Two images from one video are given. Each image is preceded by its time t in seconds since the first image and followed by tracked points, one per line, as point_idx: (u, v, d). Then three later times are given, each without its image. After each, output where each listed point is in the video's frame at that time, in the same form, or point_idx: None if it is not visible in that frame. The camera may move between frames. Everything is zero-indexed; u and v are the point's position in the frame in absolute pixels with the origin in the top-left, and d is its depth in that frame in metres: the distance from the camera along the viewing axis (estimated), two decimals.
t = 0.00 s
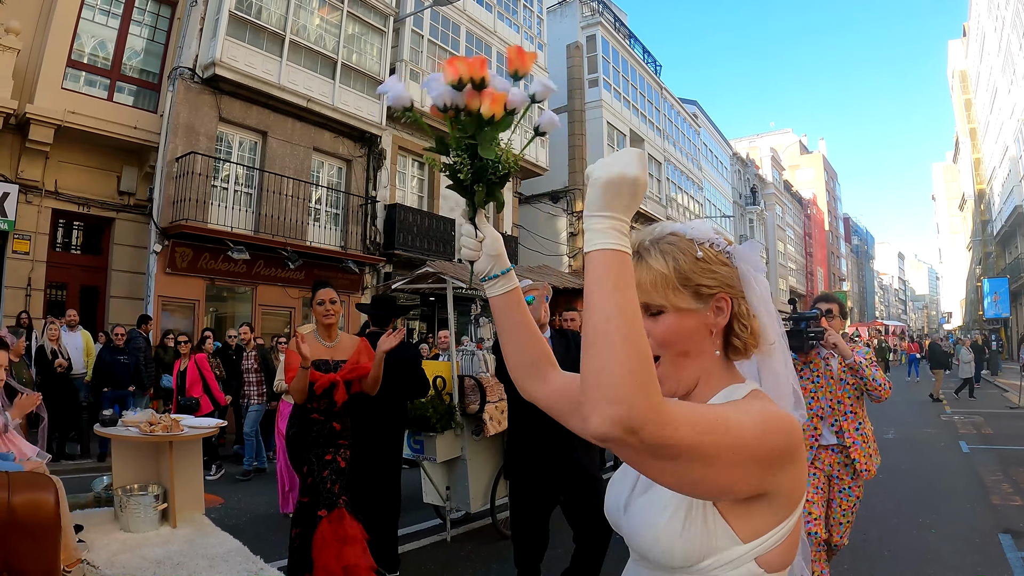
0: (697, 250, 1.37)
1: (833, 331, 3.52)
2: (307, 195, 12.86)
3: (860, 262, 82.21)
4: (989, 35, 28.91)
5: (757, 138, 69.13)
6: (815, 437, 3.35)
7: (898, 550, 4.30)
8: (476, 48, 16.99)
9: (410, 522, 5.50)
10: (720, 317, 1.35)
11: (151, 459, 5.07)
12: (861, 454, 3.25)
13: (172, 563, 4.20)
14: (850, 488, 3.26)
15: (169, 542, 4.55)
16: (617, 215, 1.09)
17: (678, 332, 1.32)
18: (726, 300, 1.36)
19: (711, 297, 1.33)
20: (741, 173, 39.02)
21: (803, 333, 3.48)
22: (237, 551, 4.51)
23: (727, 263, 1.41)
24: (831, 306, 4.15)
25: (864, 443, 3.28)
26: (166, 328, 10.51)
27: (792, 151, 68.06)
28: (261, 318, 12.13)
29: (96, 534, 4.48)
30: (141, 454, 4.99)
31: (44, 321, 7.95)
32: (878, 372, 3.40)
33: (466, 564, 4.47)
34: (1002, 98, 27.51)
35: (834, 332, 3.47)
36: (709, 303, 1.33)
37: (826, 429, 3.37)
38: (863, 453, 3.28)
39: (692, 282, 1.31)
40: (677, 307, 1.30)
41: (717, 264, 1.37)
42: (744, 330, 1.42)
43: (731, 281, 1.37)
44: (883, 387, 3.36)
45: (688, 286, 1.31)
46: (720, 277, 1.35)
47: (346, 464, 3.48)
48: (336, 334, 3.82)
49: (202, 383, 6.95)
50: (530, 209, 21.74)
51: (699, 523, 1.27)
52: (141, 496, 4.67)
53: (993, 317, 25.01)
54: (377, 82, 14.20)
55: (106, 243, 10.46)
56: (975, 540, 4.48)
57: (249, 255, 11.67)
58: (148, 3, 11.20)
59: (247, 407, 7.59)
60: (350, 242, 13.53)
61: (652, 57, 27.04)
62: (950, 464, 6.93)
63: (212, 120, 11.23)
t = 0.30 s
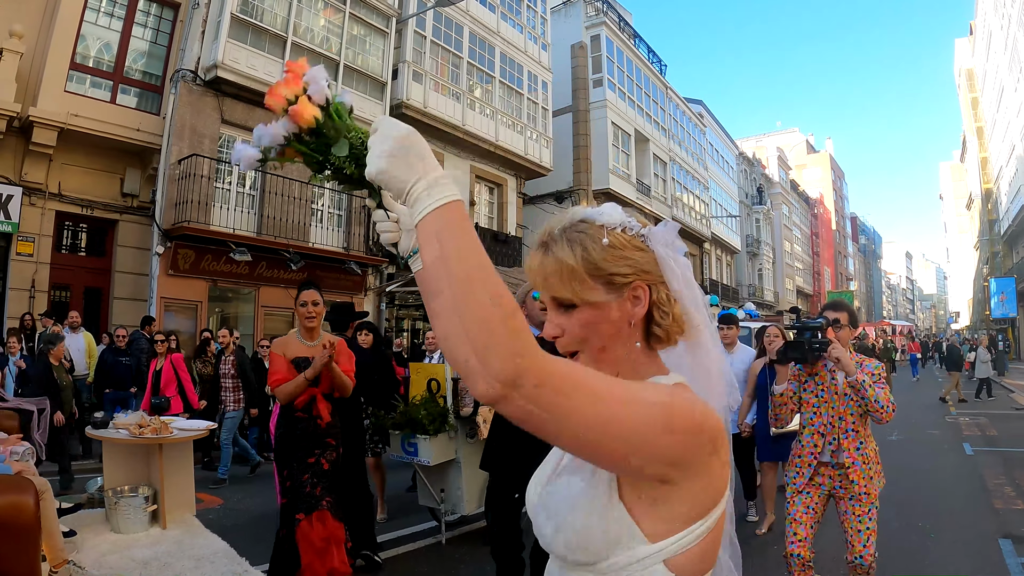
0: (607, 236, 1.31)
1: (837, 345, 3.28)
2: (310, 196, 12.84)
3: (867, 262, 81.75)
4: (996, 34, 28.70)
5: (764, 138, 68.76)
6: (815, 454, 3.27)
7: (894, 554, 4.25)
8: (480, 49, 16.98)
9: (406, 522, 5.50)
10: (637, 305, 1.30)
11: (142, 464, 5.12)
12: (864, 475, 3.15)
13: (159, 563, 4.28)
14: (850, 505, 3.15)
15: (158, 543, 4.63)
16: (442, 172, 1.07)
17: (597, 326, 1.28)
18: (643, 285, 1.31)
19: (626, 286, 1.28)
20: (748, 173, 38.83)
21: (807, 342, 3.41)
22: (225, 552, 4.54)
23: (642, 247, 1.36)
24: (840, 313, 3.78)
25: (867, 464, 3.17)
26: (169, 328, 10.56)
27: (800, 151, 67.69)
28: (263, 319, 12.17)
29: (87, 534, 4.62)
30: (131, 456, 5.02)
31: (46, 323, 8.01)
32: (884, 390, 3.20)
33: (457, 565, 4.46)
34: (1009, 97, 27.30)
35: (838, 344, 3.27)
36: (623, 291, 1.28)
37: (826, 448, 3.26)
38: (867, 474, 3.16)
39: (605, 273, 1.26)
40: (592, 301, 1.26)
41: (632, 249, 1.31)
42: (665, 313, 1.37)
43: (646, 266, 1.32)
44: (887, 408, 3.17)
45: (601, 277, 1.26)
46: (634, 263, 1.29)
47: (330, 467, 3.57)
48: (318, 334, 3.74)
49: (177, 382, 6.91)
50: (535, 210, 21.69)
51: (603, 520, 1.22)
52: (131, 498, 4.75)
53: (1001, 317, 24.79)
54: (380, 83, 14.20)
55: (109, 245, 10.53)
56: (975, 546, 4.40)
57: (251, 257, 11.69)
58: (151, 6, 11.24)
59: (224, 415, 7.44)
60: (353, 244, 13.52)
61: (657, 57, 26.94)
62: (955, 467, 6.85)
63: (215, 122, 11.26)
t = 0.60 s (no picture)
0: (506, 215, 1.26)
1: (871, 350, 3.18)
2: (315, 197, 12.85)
3: (875, 261, 81.37)
4: (1006, 31, 28.47)
5: (772, 137, 68.49)
6: (841, 469, 3.16)
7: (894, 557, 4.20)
8: (485, 49, 16.98)
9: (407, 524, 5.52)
10: (541, 290, 1.23)
11: (133, 466, 5.39)
12: (894, 495, 3.01)
13: (146, 565, 4.50)
14: (878, 522, 3.03)
15: (147, 546, 4.86)
16: (395, 192, 1.04)
17: (496, 311, 1.20)
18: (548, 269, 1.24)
19: (527, 268, 1.21)
20: (756, 172, 38.69)
21: (835, 347, 3.23)
22: (212, 556, 4.76)
23: (547, 228, 1.30)
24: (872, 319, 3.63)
25: (897, 483, 3.03)
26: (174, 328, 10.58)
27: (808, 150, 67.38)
28: (268, 320, 12.17)
29: (78, 537, 4.86)
30: (123, 459, 5.30)
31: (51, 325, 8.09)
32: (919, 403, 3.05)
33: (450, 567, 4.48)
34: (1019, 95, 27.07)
35: (870, 350, 3.09)
36: (523, 273, 1.21)
37: (854, 465, 3.13)
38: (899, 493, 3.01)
39: (502, 253, 1.20)
40: (487, 286, 1.20)
41: (535, 229, 1.26)
42: (574, 299, 1.28)
43: (550, 247, 1.25)
44: (922, 423, 3.02)
45: (497, 258, 1.20)
46: (536, 244, 1.23)
47: (315, 470, 3.54)
48: (306, 341, 3.95)
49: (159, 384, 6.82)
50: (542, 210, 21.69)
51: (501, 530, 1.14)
52: (122, 500, 4.97)
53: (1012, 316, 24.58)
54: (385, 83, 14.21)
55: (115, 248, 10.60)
56: (980, 551, 4.33)
57: (256, 258, 11.75)
58: (156, 8, 11.30)
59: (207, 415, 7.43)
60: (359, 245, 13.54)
61: (664, 56, 26.85)
62: (962, 469, 6.77)
63: (219, 123, 11.28)
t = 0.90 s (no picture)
0: (508, 242, 1.24)
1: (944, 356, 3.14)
2: (332, 198, 12.91)
3: (896, 261, 79.95)
4: None
5: (792, 136, 67.50)
6: (919, 487, 3.21)
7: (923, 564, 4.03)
8: (502, 48, 16.89)
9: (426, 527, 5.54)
10: (499, 328, 1.18)
11: (143, 467, 5.39)
12: (975, 513, 3.05)
13: (154, 566, 4.47)
14: (954, 542, 3.11)
15: (156, 547, 4.84)
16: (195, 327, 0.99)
17: (449, 325, 1.16)
18: (517, 313, 1.20)
19: (498, 300, 1.18)
20: (774, 171, 38.17)
21: (906, 352, 3.29)
22: (222, 557, 4.72)
23: (537, 272, 1.27)
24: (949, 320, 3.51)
25: (979, 500, 3.06)
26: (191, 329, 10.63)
27: (827, 148, 66.43)
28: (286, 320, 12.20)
29: (90, 536, 4.85)
30: (133, 459, 5.30)
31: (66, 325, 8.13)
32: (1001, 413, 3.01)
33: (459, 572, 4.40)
34: None
35: (945, 354, 3.13)
36: (489, 302, 1.18)
37: (931, 480, 3.20)
38: (979, 513, 3.05)
39: (477, 278, 1.18)
40: (449, 298, 1.17)
41: (524, 271, 1.23)
42: (539, 356, 1.22)
43: (528, 292, 1.21)
44: (1004, 433, 2.99)
45: (471, 282, 1.18)
46: (515, 283, 1.20)
47: (331, 470, 3.56)
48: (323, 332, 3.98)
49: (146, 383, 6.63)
50: (560, 209, 21.49)
51: None
52: (132, 500, 4.96)
53: None
54: (400, 83, 14.13)
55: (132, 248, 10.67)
56: (1002, 554, 4.18)
57: (272, 258, 11.81)
58: (172, 11, 11.36)
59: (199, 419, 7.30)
60: (376, 246, 13.58)
61: (681, 55, 26.56)
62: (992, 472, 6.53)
63: (235, 124, 11.34)
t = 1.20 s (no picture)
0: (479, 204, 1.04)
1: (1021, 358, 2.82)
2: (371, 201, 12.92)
3: (942, 261, 76.85)
4: None
5: (830, 134, 65.53)
6: (990, 497, 2.87)
7: None
8: (537, 50, 16.71)
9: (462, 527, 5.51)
10: (437, 289, 0.99)
11: (182, 467, 5.40)
12: None
13: (191, 564, 4.43)
14: None
15: (194, 545, 4.80)
16: None
17: (388, 268, 1.00)
18: (464, 275, 1.01)
19: (443, 253, 0.99)
20: (813, 170, 37.06)
21: (977, 351, 2.92)
22: (259, 556, 4.65)
23: (497, 237, 1.05)
24: None
25: None
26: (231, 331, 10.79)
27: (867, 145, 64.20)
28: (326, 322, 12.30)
29: (129, 534, 4.85)
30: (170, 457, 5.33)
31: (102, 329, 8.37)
32: None
33: None
34: None
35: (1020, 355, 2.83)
36: (434, 256, 1.00)
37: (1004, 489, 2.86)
38: None
39: (428, 224, 1.00)
40: (392, 243, 1.01)
41: (485, 230, 1.04)
42: (481, 329, 0.99)
43: (478, 253, 1.01)
44: None
45: (422, 230, 1.00)
46: (467, 241, 1.00)
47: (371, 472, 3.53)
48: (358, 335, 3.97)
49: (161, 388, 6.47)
50: (597, 211, 21.10)
51: None
52: (170, 499, 4.94)
53: None
54: (436, 86, 14.10)
55: (172, 252, 10.88)
56: None
57: (312, 262, 11.91)
58: (208, 19, 11.57)
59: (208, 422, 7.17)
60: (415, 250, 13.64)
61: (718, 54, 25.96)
62: None
63: (273, 130, 11.47)
